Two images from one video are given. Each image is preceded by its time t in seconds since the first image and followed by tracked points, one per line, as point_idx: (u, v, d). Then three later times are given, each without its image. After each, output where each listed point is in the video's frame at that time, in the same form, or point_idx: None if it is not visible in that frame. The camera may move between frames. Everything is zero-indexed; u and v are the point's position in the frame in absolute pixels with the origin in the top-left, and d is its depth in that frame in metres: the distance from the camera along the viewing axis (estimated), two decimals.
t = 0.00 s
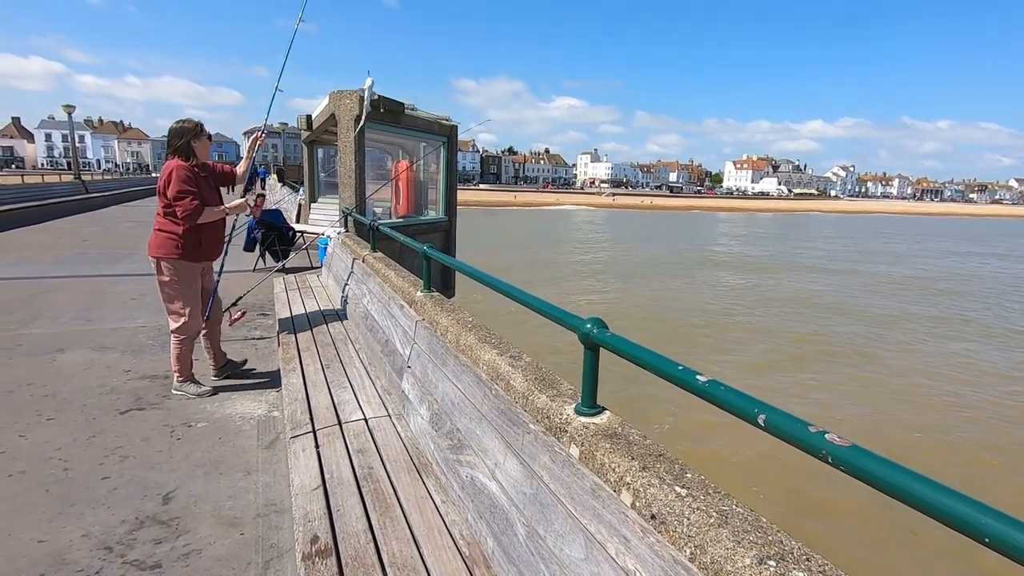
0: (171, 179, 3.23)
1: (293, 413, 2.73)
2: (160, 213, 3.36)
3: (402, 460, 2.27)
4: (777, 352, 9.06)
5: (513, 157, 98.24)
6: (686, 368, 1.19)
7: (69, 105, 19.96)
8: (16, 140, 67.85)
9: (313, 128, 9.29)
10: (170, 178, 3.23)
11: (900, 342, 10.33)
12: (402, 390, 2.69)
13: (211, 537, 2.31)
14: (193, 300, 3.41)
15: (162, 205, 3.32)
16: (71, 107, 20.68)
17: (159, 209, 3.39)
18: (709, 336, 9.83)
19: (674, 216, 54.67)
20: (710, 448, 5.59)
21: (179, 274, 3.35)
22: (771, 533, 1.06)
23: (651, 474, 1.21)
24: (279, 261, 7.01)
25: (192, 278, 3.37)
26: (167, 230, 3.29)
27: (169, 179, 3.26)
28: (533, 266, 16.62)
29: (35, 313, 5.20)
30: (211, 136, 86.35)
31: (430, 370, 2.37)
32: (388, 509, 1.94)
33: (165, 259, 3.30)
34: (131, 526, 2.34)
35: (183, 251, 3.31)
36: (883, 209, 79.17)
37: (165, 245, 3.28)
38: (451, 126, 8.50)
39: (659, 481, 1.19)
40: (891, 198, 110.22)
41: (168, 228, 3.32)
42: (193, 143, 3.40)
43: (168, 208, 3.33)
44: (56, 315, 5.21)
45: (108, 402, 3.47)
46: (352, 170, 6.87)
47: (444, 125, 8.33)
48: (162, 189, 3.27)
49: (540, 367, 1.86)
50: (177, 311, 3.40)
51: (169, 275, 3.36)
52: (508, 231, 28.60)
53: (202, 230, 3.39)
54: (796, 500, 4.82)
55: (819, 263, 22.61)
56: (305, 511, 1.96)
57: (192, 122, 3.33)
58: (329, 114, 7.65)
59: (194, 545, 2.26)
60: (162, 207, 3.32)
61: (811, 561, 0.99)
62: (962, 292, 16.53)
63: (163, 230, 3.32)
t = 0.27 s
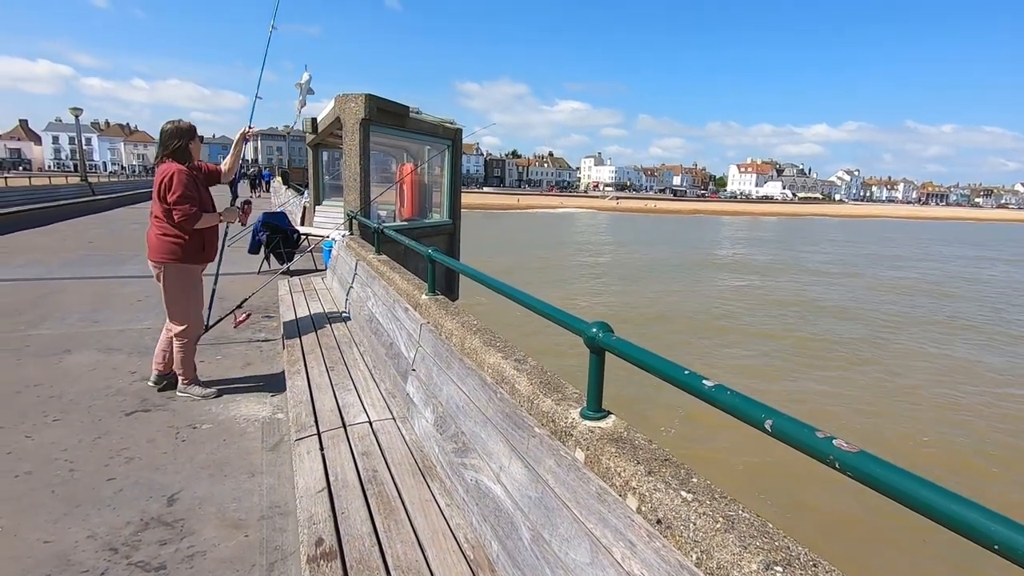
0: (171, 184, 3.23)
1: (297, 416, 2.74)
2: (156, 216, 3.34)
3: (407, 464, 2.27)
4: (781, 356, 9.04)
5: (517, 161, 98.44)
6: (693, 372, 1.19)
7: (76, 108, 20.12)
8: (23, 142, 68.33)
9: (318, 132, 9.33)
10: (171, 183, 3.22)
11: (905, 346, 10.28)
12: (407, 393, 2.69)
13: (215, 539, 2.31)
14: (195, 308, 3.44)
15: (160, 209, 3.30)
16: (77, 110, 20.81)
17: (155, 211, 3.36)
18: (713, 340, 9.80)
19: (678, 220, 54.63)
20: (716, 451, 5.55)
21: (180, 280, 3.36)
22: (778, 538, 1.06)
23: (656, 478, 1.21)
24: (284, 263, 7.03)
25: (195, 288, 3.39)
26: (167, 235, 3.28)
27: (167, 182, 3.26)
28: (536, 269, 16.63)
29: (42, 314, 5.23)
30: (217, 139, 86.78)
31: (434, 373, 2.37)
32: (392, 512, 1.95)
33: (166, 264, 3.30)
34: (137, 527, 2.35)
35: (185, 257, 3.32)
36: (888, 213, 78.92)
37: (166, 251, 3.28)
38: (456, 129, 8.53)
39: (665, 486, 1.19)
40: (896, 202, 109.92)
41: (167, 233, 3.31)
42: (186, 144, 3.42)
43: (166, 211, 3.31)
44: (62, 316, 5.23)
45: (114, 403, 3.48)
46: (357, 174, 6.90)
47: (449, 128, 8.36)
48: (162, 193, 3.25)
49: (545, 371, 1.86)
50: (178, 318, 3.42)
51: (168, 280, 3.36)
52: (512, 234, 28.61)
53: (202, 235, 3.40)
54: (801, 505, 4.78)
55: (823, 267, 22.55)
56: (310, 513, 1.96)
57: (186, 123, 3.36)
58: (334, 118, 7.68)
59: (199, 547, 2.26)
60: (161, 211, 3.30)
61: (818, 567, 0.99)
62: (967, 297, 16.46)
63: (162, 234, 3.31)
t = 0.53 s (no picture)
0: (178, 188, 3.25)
1: (308, 417, 2.75)
2: (157, 218, 3.33)
3: (416, 466, 2.28)
4: (791, 360, 8.98)
5: (525, 163, 98.69)
6: (705, 376, 1.19)
7: (91, 111, 20.46)
8: (38, 145, 69.41)
9: (328, 135, 9.39)
10: (178, 186, 3.25)
11: (916, 350, 10.18)
12: (416, 395, 2.70)
13: (226, 539, 2.33)
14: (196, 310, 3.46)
15: (162, 211, 3.31)
16: (89, 114, 21.03)
17: (154, 212, 3.35)
18: (722, 343, 9.74)
19: (686, 223, 54.46)
20: (726, 457, 5.51)
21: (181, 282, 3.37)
22: (791, 544, 1.05)
23: (668, 482, 1.21)
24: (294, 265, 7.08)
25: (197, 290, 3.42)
26: (169, 237, 3.29)
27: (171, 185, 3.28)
28: (544, 272, 16.65)
29: (56, 315, 5.29)
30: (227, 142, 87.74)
31: (444, 376, 2.38)
32: (403, 514, 1.95)
33: (168, 266, 3.31)
34: (149, 527, 2.38)
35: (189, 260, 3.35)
36: (898, 216, 78.37)
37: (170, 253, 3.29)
38: (464, 132, 8.56)
39: (676, 490, 1.19)
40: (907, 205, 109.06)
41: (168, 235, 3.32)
42: (183, 150, 3.45)
43: (167, 213, 3.31)
44: (75, 317, 5.29)
45: (126, 404, 3.52)
46: (366, 176, 6.93)
47: (457, 131, 8.39)
48: (166, 195, 3.26)
49: (555, 374, 1.86)
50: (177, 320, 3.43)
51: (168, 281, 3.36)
52: (519, 237, 28.66)
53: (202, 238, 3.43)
54: (812, 509, 4.76)
55: (833, 270, 22.39)
56: (321, 514, 1.97)
57: (186, 129, 3.41)
58: (344, 121, 7.72)
59: (210, 547, 2.28)
60: (164, 213, 3.31)
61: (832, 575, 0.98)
62: (980, 301, 16.28)
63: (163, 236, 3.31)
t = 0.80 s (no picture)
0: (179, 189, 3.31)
1: (325, 417, 2.78)
2: (157, 218, 3.39)
3: (432, 466, 2.29)
4: (809, 364, 8.86)
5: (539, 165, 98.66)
6: (725, 379, 1.18)
7: (113, 115, 20.86)
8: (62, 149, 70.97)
9: (344, 137, 9.48)
10: (180, 188, 3.31)
11: (938, 354, 9.99)
12: (432, 396, 2.71)
13: (245, 536, 2.36)
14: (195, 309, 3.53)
15: (163, 212, 3.36)
16: (112, 117, 21.43)
17: (154, 212, 3.39)
18: (739, 346, 9.64)
19: (702, 224, 54.03)
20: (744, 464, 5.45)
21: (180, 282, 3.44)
22: (813, 550, 1.04)
23: (687, 485, 1.21)
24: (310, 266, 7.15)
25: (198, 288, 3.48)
26: (170, 237, 3.36)
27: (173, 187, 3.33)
28: (558, 274, 16.63)
29: (79, 315, 5.40)
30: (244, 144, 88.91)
31: (460, 377, 2.39)
32: (419, 514, 1.96)
33: (168, 266, 3.38)
34: (170, 523, 2.41)
35: (189, 261, 3.41)
36: (919, 219, 77.00)
37: (171, 254, 3.36)
38: (479, 134, 8.59)
39: (696, 493, 1.18)
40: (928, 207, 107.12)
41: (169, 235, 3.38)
42: (181, 152, 3.49)
43: (168, 214, 3.37)
44: (98, 317, 5.39)
45: (147, 402, 3.58)
46: (382, 178, 6.98)
47: (472, 134, 8.42)
48: (168, 197, 3.32)
49: (572, 376, 1.86)
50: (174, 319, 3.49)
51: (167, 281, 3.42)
52: (533, 239, 28.64)
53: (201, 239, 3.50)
54: (832, 519, 4.69)
55: (853, 273, 22.04)
56: (338, 513, 1.99)
57: (185, 131, 3.45)
58: (360, 123, 7.80)
59: (229, 544, 2.31)
60: (165, 214, 3.36)
61: None
62: (1004, 305, 15.95)
63: (163, 236, 3.37)
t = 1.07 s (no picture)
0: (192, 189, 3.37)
1: (341, 415, 2.80)
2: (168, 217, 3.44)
3: (447, 465, 2.30)
4: (826, 367, 8.75)
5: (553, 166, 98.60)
6: (743, 382, 1.17)
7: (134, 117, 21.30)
8: (85, 150, 72.48)
9: (360, 138, 9.56)
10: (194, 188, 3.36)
11: (959, 359, 9.81)
12: (447, 396, 2.73)
13: (262, 532, 2.39)
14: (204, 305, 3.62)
15: (175, 211, 3.41)
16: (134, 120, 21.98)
17: (164, 211, 3.44)
18: (755, 349, 9.54)
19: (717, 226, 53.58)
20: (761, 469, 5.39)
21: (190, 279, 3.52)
22: (833, 555, 1.03)
23: (704, 488, 1.20)
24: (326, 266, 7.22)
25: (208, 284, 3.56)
26: (182, 235, 3.42)
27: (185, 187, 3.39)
28: (571, 275, 16.60)
29: (102, 313, 5.51)
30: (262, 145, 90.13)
31: (475, 377, 2.40)
32: (434, 513, 1.97)
33: (180, 264, 3.45)
34: (189, 518, 2.45)
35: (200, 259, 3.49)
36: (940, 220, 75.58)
37: (182, 252, 3.42)
38: (494, 135, 8.61)
39: (713, 496, 1.18)
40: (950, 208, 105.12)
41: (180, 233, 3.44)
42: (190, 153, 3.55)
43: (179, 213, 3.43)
44: (120, 315, 5.50)
45: (167, 399, 3.64)
46: (397, 179, 7.03)
47: (487, 135, 8.44)
48: (182, 197, 3.37)
49: (587, 377, 1.86)
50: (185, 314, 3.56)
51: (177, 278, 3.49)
52: (546, 240, 28.64)
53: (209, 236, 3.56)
54: (848, 525, 4.64)
55: (872, 275, 21.72)
56: (354, 511, 2.01)
57: (194, 133, 3.51)
58: (376, 125, 7.86)
59: (246, 540, 2.34)
60: (178, 213, 3.42)
61: None
62: None
63: (174, 234, 3.43)
